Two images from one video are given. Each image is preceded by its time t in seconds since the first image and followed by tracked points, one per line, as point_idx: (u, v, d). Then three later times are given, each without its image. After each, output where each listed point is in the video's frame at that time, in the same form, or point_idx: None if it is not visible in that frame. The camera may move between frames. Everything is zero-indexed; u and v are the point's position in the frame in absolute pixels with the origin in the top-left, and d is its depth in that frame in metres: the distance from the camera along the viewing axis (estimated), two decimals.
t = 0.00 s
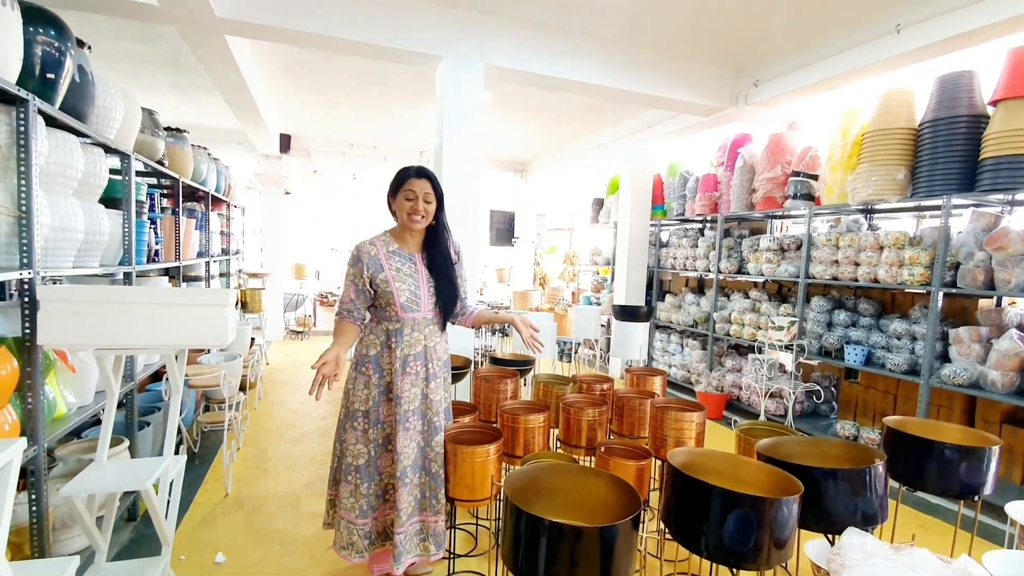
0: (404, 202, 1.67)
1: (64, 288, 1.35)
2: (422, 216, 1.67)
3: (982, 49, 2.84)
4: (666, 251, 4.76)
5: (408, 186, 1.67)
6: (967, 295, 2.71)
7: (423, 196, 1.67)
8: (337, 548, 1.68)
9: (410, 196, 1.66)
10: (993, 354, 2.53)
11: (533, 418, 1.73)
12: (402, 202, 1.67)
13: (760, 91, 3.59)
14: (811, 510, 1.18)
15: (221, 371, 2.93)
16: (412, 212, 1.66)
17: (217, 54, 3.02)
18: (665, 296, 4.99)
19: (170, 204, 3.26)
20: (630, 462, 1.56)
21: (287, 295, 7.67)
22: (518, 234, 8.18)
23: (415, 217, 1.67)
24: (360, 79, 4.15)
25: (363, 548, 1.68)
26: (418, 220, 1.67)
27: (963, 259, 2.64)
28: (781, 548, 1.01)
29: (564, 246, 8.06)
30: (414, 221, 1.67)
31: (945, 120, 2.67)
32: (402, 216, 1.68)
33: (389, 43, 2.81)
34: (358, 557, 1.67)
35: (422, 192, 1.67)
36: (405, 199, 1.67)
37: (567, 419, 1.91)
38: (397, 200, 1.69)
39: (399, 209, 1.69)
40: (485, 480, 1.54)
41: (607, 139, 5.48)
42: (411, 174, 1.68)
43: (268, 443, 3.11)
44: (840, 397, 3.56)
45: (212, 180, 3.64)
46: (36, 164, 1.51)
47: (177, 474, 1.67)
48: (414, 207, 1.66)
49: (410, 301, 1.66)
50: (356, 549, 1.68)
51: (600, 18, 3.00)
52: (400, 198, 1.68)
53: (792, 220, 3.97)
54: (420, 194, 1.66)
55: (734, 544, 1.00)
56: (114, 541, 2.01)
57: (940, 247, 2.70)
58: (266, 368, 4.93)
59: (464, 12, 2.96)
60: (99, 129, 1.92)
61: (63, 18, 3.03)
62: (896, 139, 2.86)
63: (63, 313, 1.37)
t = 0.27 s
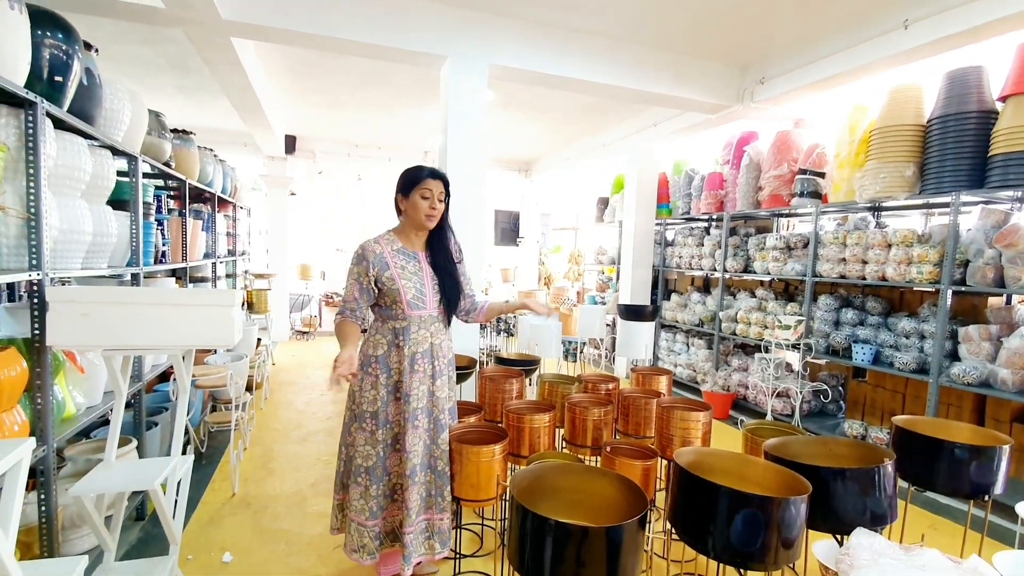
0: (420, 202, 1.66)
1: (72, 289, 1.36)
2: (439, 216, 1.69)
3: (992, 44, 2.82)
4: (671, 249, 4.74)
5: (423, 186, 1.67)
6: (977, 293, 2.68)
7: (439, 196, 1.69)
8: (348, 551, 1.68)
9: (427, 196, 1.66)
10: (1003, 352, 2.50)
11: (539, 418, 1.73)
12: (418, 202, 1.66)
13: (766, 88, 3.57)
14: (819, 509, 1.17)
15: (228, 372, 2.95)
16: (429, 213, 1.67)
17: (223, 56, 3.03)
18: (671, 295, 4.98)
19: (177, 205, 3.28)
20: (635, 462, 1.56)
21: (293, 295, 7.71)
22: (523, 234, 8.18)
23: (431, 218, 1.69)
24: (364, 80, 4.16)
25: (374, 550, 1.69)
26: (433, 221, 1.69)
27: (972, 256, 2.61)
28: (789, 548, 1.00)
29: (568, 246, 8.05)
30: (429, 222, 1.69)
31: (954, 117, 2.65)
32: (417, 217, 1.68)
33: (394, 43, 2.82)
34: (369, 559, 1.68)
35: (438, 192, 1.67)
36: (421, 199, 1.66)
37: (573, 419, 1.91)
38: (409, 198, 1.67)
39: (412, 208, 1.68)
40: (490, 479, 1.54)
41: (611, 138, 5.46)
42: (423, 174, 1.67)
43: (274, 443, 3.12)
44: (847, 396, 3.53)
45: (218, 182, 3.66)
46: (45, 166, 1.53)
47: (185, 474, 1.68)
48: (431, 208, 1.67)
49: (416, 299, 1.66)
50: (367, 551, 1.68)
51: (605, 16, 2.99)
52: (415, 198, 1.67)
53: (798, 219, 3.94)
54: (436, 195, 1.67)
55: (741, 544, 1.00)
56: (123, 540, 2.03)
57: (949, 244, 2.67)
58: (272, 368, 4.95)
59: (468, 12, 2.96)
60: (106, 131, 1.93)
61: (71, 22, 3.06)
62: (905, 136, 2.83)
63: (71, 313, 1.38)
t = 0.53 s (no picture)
0: (429, 201, 1.69)
1: (69, 291, 1.36)
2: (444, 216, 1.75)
3: (988, 49, 2.83)
4: (669, 252, 4.75)
5: (431, 186, 1.70)
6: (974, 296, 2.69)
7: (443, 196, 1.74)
8: (357, 559, 1.65)
9: (436, 196, 1.70)
10: (1000, 355, 2.51)
11: (537, 420, 1.73)
12: (427, 201, 1.69)
13: (764, 91, 3.58)
14: (818, 513, 1.17)
15: (225, 373, 2.94)
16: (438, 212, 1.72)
17: (222, 57, 3.03)
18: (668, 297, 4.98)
19: (175, 207, 3.28)
20: (633, 464, 1.55)
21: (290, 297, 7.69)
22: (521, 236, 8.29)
23: (439, 218, 1.73)
24: (363, 82, 4.16)
25: (384, 554, 1.67)
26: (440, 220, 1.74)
27: (970, 259, 2.62)
28: (788, 551, 1.00)
29: (566, 248, 8.05)
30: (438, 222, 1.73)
31: (951, 120, 2.66)
32: (425, 215, 1.70)
33: (393, 45, 2.82)
34: (381, 564, 1.65)
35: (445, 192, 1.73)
36: (430, 199, 1.69)
37: (571, 422, 1.91)
38: (416, 199, 1.68)
39: (419, 208, 1.69)
40: (488, 482, 1.55)
41: (610, 141, 5.47)
42: (430, 174, 1.70)
43: (271, 445, 3.11)
44: (844, 399, 3.52)
45: (216, 183, 3.65)
46: (42, 167, 1.52)
47: (181, 477, 1.67)
48: (439, 207, 1.72)
49: (419, 295, 1.67)
50: (378, 556, 1.65)
51: (603, 19, 3.00)
52: (422, 197, 1.69)
53: (796, 222, 3.95)
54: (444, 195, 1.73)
55: (740, 547, 0.99)
56: (119, 543, 2.02)
57: (946, 247, 2.68)
58: (269, 370, 4.94)
59: (468, 14, 2.97)
60: (104, 132, 1.93)
61: (69, 22, 3.05)
62: (901, 140, 2.85)
63: (68, 315, 1.37)
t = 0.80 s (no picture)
0: (413, 197, 1.69)
1: (63, 286, 1.35)
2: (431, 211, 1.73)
3: (986, 49, 2.84)
4: (667, 250, 4.76)
5: (416, 181, 1.69)
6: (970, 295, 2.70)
7: (429, 192, 1.73)
8: (375, 558, 1.63)
9: (420, 191, 1.69)
10: (995, 355, 2.52)
11: (534, 418, 1.74)
12: (411, 197, 1.68)
13: (763, 90, 3.58)
14: (815, 511, 1.17)
15: (222, 370, 2.93)
16: (423, 208, 1.70)
17: (219, 52, 3.01)
18: (666, 295, 4.99)
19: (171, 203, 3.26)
20: (630, 461, 1.56)
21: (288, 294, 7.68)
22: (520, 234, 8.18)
23: (425, 213, 1.72)
24: (361, 78, 4.15)
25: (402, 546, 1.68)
26: (427, 215, 1.73)
27: (966, 259, 2.63)
28: (784, 550, 1.00)
29: (564, 246, 8.05)
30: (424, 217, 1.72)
31: (949, 120, 2.66)
32: (411, 211, 1.70)
33: (392, 41, 2.81)
34: (400, 556, 1.67)
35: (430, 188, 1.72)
36: (414, 194, 1.69)
37: (568, 419, 1.91)
38: (401, 195, 1.68)
39: (405, 204, 1.69)
40: (485, 479, 1.55)
41: (608, 139, 5.47)
42: (416, 169, 1.69)
43: (268, 442, 3.11)
44: (841, 397, 3.54)
45: (213, 179, 3.63)
46: (37, 162, 1.51)
47: (177, 473, 1.67)
48: (424, 203, 1.71)
49: (422, 289, 1.68)
50: (396, 549, 1.66)
51: (602, 16, 2.99)
52: (406, 194, 1.69)
53: (794, 220, 3.96)
54: (429, 190, 1.71)
55: (736, 544, 1.00)
56: (114, 540, 2.01)
57: (943, 247, 2.69)
58: (266, 366, 4.93)
59: (466, 11, 2.96)
60: (100, 127, 1.92)
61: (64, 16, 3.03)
62: (898, 139, 2.85)
63: (64, 310, 1.37)
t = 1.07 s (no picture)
0: (398, 194, 1.67)
1: (62, 287, 1.35)
2: (419, 205, 1.69)
3: (984, 50, 2.84)
4: (667, 251, 4.76)
5: (401, 177, 1.68)
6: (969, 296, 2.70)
7: (416, 187, 1.70)
8: (383, 555, 1.63)
9: (404, 186, 1.67)
10: (995, 356, 2.52)
11: (533, 419, 1.74)
12: (396, 194, 1.67)
13: (762, 91, 3.58)
14: (815, 513, 1.17)
15: (221, 371, 2.93)
16: (408, 203, 1.68)
17: (218, 52, 3.01)
18: (665, 296, 4.99)
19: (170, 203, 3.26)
20: (630, 463, 1.56)
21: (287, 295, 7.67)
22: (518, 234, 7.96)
23: (412, 207, 1.69)
24: (361, 78, 4.15)
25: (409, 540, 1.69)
26: (414, 210, 1.69)
27: (965, 260, 2.63)
28: (784, 551, 1.00)
29: (564, 247, 8.05)
30: (410, 211, 1.69)
31: (949, 121, 2.66)
32: (398, 208, 1.69)
33: (391, 42, 2.81)
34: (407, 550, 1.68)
35: (415, 182, 1.69)
36: (398, 189, 1.67)
37: (567, 420, 1.91)
38: (388, 194, 1.69)
39: (392, 201, 1.68)
40: (485, 479, 1.55)
41: (607, 140, 5.47)
42: (401, 166, 1.68)
43: (266, 442, 3.10)
44: (840, 399, 3.55)
45: (213, 179, 3.63)
46: (36, 162, 1.51)
47: (176, 474, 1.66)
48: (409, 197, 1.68)
49: (421, 287, 1.68)
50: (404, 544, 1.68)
51: (602, 17, 3.00)
52: (392, 191, 1.68)
53: (793, 221, 3.97)
54: (414, 184, 1.68)
55: (736, 546, 1.00)
56: (113, 540, 2.01)
57: (942, 248, 2.69)
58: (265, 367, 4.93)
59: (466, 11, 2.96)
60: (99, 128, 1.91)
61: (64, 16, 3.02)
62: (898, 140, 2.86)
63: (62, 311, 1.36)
